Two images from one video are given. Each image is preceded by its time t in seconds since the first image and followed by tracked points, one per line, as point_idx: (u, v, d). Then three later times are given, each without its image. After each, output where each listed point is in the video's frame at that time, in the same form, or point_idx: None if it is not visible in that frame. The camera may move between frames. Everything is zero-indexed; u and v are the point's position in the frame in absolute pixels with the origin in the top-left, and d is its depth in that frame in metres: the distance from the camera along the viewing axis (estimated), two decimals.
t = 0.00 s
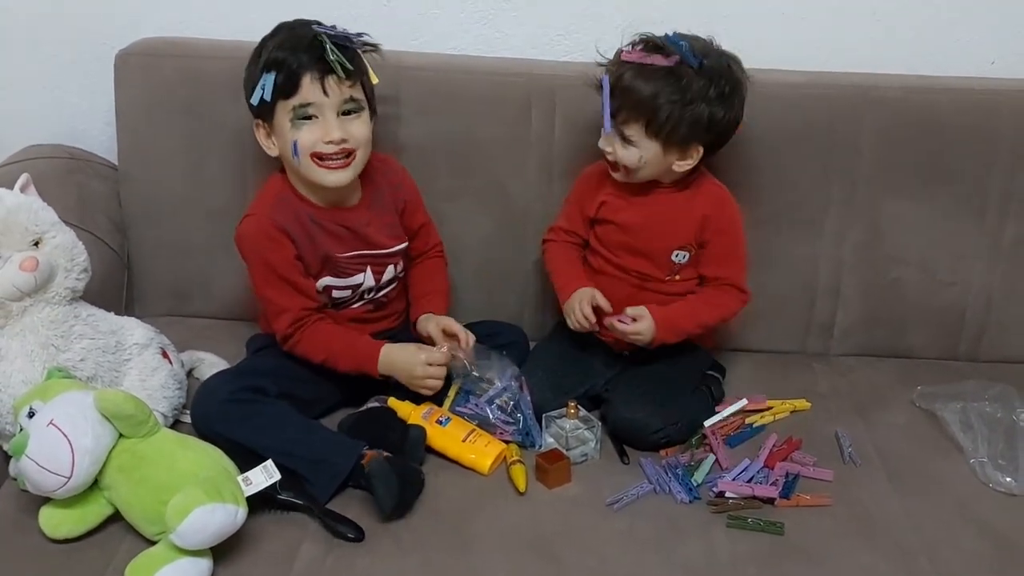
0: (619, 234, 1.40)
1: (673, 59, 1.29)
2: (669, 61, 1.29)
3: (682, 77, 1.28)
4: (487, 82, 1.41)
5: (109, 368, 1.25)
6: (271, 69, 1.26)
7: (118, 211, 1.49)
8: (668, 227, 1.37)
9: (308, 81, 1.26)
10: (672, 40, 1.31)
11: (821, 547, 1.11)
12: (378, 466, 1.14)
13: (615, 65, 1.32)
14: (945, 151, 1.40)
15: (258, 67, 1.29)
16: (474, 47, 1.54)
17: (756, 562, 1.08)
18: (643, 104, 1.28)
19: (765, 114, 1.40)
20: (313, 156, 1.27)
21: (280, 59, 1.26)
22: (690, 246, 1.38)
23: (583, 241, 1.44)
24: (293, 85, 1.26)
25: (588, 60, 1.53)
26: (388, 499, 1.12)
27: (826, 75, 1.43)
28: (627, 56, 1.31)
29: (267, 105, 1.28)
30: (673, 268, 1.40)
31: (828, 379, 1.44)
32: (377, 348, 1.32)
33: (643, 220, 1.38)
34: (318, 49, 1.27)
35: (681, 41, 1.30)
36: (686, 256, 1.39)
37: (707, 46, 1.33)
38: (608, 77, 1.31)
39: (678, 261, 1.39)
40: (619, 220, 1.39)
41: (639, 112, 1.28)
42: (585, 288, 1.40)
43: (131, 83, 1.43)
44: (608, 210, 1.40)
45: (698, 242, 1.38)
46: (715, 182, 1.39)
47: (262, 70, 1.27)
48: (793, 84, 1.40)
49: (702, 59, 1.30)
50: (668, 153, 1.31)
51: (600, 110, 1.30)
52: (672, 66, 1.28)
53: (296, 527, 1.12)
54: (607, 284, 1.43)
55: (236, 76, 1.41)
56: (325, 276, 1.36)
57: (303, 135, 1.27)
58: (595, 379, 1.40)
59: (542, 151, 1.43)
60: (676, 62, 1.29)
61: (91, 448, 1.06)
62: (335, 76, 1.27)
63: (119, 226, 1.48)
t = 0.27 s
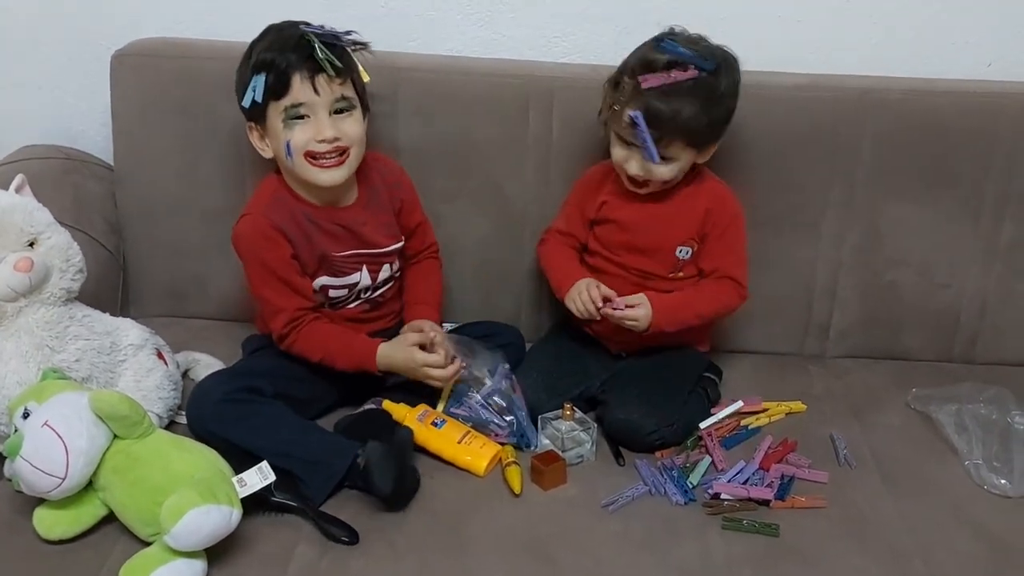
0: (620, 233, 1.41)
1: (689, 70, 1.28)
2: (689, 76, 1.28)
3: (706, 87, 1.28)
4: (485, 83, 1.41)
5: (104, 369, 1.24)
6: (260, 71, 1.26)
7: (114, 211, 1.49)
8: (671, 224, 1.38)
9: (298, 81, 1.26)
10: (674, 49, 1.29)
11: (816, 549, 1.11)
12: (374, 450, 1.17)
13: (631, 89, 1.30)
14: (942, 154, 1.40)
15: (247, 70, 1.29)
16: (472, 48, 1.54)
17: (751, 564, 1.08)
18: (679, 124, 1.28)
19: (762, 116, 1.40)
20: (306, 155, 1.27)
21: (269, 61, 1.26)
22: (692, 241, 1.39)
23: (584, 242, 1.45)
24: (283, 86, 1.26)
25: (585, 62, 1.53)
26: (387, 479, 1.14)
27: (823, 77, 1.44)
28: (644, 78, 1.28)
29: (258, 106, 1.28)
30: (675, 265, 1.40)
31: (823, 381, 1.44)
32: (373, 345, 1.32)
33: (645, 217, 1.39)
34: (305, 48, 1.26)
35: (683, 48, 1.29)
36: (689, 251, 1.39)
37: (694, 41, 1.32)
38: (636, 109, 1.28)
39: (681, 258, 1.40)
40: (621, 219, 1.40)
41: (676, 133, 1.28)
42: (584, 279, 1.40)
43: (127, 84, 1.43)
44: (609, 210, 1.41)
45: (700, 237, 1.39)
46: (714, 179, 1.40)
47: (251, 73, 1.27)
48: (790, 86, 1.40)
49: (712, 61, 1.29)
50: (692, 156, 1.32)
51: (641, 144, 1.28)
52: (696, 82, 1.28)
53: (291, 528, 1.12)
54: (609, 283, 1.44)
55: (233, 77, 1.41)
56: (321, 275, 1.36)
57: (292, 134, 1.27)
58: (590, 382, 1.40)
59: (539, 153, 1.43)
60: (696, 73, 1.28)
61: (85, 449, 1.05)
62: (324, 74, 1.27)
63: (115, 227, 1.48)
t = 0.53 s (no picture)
0: (625, 236, 1.41)
1: (700, 73, 1.28)
2: (704, 78, 1.28)
3: (720, 85, 1.29)
4: (483, 84, 1.41)
5: (101, 369, 1.24)
6: (258, 70, 1.26)
7: (112, 211, 1.49)
8: (677, 224, 1.38)
9: (297, 78, 1.26)
10: (679, 56, 1.30)
11: (813, 550, 1.11)
12: (373, 444, 1.16)
13: (649, 105, 1.28)
14: (940, 155, 1.40)
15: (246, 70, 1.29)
16: (471, 48, 1.54)
17: (748, 566, 1.08)
18: (700, 126, 1.27)
19: (760, 118, 1.40)
20: (304, 152, 1.27)
21: (266, 58, 1.26)
22: (698, 241, 1.40)
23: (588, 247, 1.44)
24: (281, 83, 1.26)
25: (584, 62, 1.53)
26: (389, 473, 1.13)
27: (822, 78, 1.44)
28: (662, 90, 1.27)
29: (257, 104, 1.28)
30: (681, 265, 1.41)
31: (821, 382, 1.44)
32: (374, 340, 1.32)
33: (650, 218, 1.39)
34: (303, 45, 1.27)
35: (686, 53, 1.30)
36: (694, 252, 1.40)
37: (690, 42, 1.33)
38: (663, 123, 1.27)
39: (687, 258, 1.40)
40: (626, 220, 1.40)
41: (705, 136, 1.28)
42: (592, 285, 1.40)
43: (125, 84, 1.43)
44: (614, 214, 1.41)
45: (704, 236, 1.40)
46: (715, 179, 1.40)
47: (250, 71, 1.27)
48: (788, 87, 1.40)
49: (714, 58, 1.31)
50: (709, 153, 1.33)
51: (673, 151, 1.27)
52: (708, 82, 1.28)
53: (289, 529, 1.12)
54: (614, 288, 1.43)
55: (231, 77, 1.41)
56: (322, 273, 1.36)
57: (292, 131, 1.27)
58: (589, 382, 1.40)
59: (537, 154, 1.43)
60: (706, 74, 1.28)
61: (82, 449, 1.05)
62: (322, 70, 1.27)
63: (113, 227, 1.48)
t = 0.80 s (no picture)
0: (623, 236, 1.41)
1: (687, 67, 1.29)
2: (692, 73, 1.29)
3: (711, 80, 1.30)
4: (481, 84, 1.41)
5: (99, 369, 1.24)
6: (270, 68, 1.26)
7: (110, 211, 1.49)
8: (676, 226, 1.38)
9: (307, 82, 1.26)
10: (669, 51, 1.31)
11: (811, 551, 1.11)
12: (371, 445, 1.16)
13: (632, 96, 1.30)
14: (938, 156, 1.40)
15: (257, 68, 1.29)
16: (470, 49, 1.54)
17: (745, 567, 1.08)
18: (687, 123, 1.28)
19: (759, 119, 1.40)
20: (308, 156, 1.27)
21: (277, 58, 1.26)
22: (696, 244, 1.40)
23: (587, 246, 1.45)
24: (291, 84, 1.26)
25: (582, 62, 1.53)
26: (385, 475, 1.13)
27: (821, 79, 1.44)
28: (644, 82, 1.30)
29: (266, 103, 1.27)
30: (679, 267, 1.41)
31: (820, 383, 1.44)
32: (369, 340, 1.32)
33: (650, 219, 1.39)
34: (316, 48, 1.27)
35: (676, 49, 1.31)
36: (692, 255, 1.40)
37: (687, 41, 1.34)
38: (641, 113, 1.28)
39: (686, 260, 1.40)
40: (626, 221, 1.40)
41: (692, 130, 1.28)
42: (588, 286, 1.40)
43: (123, 84, 1.43)
44: (613, 215, 1.41)
45: (703, 238, 1.40)
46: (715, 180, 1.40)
47: (261, 71, 1.27)
48: (786, 88, 1.40)
49: (707, 55, 1.32)
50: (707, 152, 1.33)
51: (648, 145, 1.28)
52: (694, 78, 1.29)
53: (287, 529, 1.12)
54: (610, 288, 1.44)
55: (229, 78, 1.41)
56: (318, 275, 1.36)
57: (297, 133, 1.27)
58: (587, 383, 1.40)
59: (535, 154, 1.43)
60: (695, 69, 1.29)
61: (79, 449, 1.05)
62: (334, 77, 1.27)
63: (112, 226, 1.48)
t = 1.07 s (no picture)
0: (622, 238, 1.40)
1: (705, 74, 1.28)
2: (706, 79, 1.27)
3: (720, 87, 1.29)
4: (480, 82, 1.41)
5: (95, 367, 1.24)
6: (281, 70, 1.25)
7: (108, 209, 1.48)
8: (677, 224, 1.38)
9: (319, 90, 1.25)
10: (681, 56, 1.29)
11: (809, 551, 1.10)
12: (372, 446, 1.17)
13: (655, 107, 1.27)
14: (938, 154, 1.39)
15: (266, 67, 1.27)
16: (468, 47, 1.53)
17: (743, 566, 1.08)
18: (705, 131, 1.27)
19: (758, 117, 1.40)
20: (309, 162, 1.27)
21: (291, 60, 1.25)
22: (696, 240, 1.39)
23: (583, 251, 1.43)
24: (303, 89, 1.25)
25: (580, 61, 1.53)
26: (365, 475, 1.13)
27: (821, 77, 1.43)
28: (668, 92, 1.27)
29: (273, 102, 1.27)
30: (679, 263, 1.40)
31: (819, 382, 1.44)
32: (362, 337, 1.31)
33: (648, 218, 1.38)
34: (333, 60, 1.25)
35: (688, 53, 1.29)
36: (692, 251, 1.40)
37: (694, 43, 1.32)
38: (670, 125, 1.26)
39: (686, 257, 1.40)
40: (624, 222, 1.39)
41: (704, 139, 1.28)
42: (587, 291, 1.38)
43: (120, 82, 1.42)
44: (610, 220, 1.39)
45: (703, 235, 1.40)
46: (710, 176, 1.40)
47: (272, 70, 1.26)
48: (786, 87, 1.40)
49: (715, 59, 1.30)
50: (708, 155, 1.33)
51: (677, 155, 1.26)
52: (713, 85, 1.28)
53: (283, 528, 1.11)
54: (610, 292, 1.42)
55: (226, 76, 1.41)
56: (312, 272, 1.35)
57: (301, 140, 1.26)
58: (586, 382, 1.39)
59: (534, 152, 1.42)
60: (712, 76, 1.28)
61: (75, 447, 1.05)
62: (347, 90, 1.26)
63: (109, 225, 1.48)
